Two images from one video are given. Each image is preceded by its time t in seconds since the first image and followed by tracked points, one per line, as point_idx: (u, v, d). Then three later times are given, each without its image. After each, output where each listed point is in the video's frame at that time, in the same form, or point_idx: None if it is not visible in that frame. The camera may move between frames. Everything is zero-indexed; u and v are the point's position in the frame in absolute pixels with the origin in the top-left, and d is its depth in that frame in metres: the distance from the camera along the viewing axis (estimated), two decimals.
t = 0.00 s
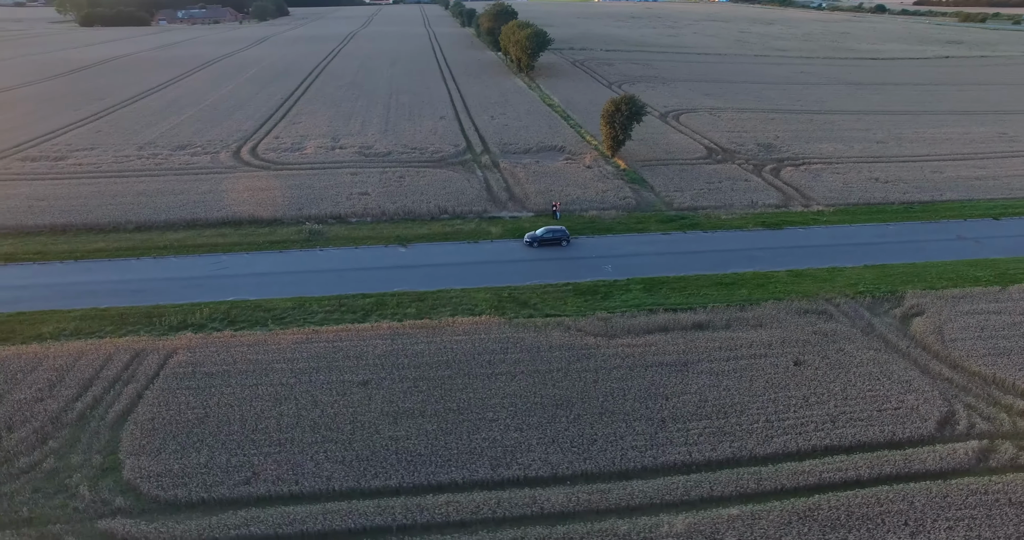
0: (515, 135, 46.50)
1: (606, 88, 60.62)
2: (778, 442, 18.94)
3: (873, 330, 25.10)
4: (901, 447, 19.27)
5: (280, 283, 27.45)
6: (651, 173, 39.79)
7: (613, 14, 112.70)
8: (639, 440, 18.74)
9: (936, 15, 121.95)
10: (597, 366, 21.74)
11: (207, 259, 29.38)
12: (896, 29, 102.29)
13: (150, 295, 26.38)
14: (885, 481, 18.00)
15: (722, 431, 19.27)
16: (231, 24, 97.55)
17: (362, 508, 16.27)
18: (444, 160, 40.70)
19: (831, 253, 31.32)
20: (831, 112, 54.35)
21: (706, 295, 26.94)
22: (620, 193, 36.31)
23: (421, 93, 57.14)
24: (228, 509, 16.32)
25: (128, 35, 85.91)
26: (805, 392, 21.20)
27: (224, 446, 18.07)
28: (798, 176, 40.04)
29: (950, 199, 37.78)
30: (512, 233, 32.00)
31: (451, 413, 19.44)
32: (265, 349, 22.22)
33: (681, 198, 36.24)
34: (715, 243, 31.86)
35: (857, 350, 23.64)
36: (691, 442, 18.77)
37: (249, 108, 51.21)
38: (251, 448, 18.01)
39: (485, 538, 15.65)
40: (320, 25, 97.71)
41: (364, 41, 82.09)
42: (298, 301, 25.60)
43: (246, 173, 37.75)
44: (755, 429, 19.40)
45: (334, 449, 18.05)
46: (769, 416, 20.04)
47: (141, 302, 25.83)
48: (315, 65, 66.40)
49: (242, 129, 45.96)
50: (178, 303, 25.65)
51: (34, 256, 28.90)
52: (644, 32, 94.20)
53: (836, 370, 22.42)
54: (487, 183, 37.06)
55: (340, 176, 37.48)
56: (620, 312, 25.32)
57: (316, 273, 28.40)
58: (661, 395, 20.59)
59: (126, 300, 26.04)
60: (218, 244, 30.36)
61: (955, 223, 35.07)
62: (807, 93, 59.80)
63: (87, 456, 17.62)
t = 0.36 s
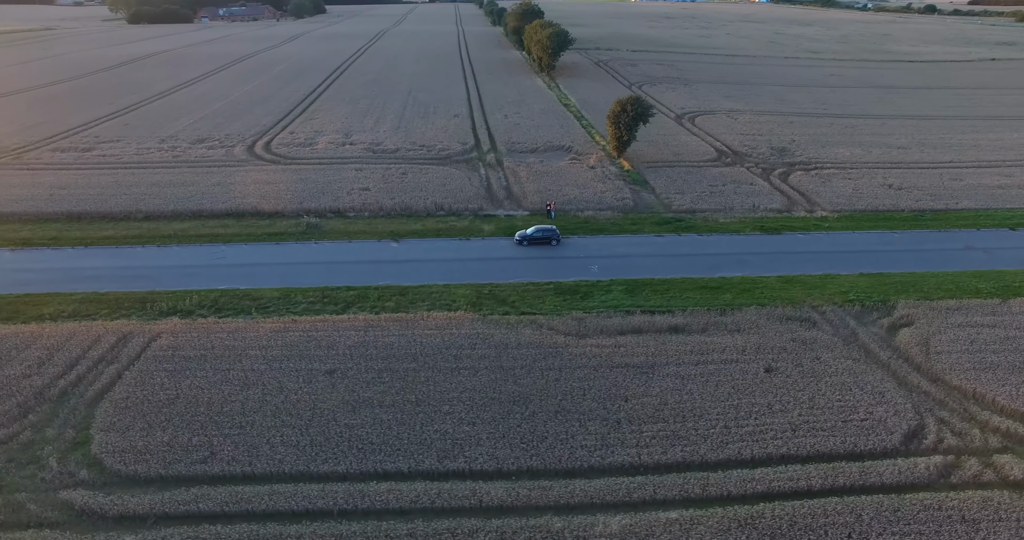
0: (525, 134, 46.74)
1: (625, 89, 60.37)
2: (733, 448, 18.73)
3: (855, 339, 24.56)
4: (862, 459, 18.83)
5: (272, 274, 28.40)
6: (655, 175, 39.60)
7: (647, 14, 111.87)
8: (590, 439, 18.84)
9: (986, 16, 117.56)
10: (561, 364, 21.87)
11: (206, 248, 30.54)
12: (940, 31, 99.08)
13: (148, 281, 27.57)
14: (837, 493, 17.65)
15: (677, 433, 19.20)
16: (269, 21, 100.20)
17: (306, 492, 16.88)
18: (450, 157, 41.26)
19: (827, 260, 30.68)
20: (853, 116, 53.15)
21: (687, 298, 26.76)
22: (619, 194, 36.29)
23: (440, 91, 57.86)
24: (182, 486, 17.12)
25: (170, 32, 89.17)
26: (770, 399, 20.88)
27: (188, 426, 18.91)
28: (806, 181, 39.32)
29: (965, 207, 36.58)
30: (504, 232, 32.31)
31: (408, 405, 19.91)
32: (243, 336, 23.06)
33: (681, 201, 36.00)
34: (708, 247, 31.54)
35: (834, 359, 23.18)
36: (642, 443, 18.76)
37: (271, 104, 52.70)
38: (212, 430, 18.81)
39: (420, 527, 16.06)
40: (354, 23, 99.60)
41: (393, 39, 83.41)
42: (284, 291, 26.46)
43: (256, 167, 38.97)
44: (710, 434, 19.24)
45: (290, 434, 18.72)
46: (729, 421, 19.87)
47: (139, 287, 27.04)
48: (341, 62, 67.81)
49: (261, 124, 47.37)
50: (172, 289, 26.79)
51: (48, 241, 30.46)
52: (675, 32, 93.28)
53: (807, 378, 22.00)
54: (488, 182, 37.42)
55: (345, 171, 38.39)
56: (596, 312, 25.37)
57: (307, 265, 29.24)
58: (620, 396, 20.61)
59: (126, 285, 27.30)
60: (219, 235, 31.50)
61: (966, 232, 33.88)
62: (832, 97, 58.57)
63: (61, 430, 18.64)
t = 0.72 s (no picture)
0: (534, 134, 46.86)
1: (644, 90, 59.95)
2: (682, 453, 18.56)
3: (834, 349, 24.00)
4: (817, 471, 18.41)
5: (265, 265, 29.25)
6: (658, 177, 39.31)
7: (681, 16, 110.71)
8: (539, 438, 18.97)
9: None
10: (524, 363, 22.01)
11: (206, 239, 31.59)
12: (986, 34, 95.57)
13: (147, 268, 28.67)
14: (784, 505, 17.30)
15: (628, 436, 19.13)
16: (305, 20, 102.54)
17: (255, 475, 17.53)
18: (455, 156, 41.69)
19: (821, 267, 30.01)
20: (876, 122, 51.80)
21: (667, 302, 26.55)
22: (617, 196, 36.15)
23: (457, 90, 58.38)
24: (141, 464, 17.97)
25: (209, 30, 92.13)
26: (732, 405, 20.56)
27: (156, 408, 19.78)
28: (814, 186, 38.50)
29: (978, 217, 35.31)
30: (495, 230, 32.52)
31: (368, 397, 20.40)
32: (223, 324, 23.89)
33: (679, 204, 35.67)
34: (699, 251, 31.18)
35: (808, 368, 22.69)
36: (591, 444, 18.80)
37: (291, 100, 54.01)
38: (178, 412, 19.63)
39: (357, 514, 16.54)
40: (386, 22, 101.17)
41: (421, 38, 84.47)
42: (271, 282, 27.26)
43: (265, 161, 40.05)
44: (663, 438, 19.08)
45: (250, 419, 19.44)
46: (684, 425, 19.69)
47: (137, 274, 28.15)
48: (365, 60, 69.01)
49: (278, 119, 48.64)
50: (168, 277, 27.83)
51: (61, 228, 31.97)
52: (706, 34, 92.07)
53: (775, 386, 21.55)
54: (487, 180, 37.70)
55: (350, 167, 39.15)
56: (572, 312, 25.40)
57: (299, 257, 30.00)
58: (579, 396, 20.63)
59: (126, 271, 28.44)
60: (220, 227, 32.53)
61: (975, 243, 32.72)
62: (857, 102, 57.19)
63: (40, 406, 19.71)
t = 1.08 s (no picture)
0: (538, 133, 46.92)
1: (657, 91, 59.50)
2: (626, 453, 18.52)
3: (804, 355, 23.60)
4: (763, 478, 18.17)
5: (253, 256, 30.01)
6: (655, 178, 39.04)
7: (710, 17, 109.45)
8: (485, 432, 19.20)
9: None
10: (483, 359, 22.25)
11: (202, 230, 32.48)
12: None
13: (141, 256, 29.66)
14: (722, 511, 17.14)
15: (575, 435, 19.14)
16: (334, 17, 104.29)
17: (205, 457, 18.20)
18: (455, 153, 42.05)
19: (807, 273, 29.48)
20: (893, 126, 50.61)
21: (641, 303, 26.43)
22: (610, 196, 36.04)
23: (469, 88, 58.73)
24: (102, 443, 18.79)
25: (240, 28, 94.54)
26: (686, 408, 20.40)
27: (124, 391, 20.60)
28: (814, 190, 37.79)
29: (983, 225, 34.27)
30: (482, 228, 32.75)
31: (325, 387, 20.91)
32: (201, 312, 24.66)
33: (672, 206, 35.39)
34: (684, 253, 30.91)
35: (773, 374, 22.36)
36: (535, 441, 18.93)
37: (305, 97, 55.09)
38: (143, 396, 20.41)
39: (295, 499, 17.06)
40: (412, 20, 102.23)
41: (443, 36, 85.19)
42: (255, 273, 28.00)
43: (270, 156, 41.02)
44: (609, 438, 19.06)
45: (209, 404, 20.13)
46: (634, 426, 19.64)
47: (131, 262, 29.16)
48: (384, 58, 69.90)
49: (290, 115, 49.66)
50: (159, 266, 28.78)
51: (67, 216, 33.28)
52: (732, 35, 90.79)
53: (735, 391, 21.29)
54: (482, 178, 37.94)
55: (350, 163, 39.81)
56: (542, 310, 25.48)
57: (287, 250, 30.68)
58: (532, 394, 20.75)
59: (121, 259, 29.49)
60: (216, 218, 33.46)
61: (975, 252, 31.76)
62: (876, 105, 55.90)
63: (18, 386, 20.73)
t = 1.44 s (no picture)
0: (546, 132, 46.91)
1: (675, 92, 58.85)
2: (573, 454, 18.51)
3: (778, 362, 23.13)
4: (710, 486, 17.89)
5: (247, 246, 30.80)
6: (656, 179, 38.69)
7: (743, 17, 107.66)
8: (437, 427, 19.45)
9: None
10: (448, 355, 22.50)
11: (202, 219, 33.40)
12: None
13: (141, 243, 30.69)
14: (661, 516, 16.96)
15: (525, 434, 19.21)
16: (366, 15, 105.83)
17: (166, 438, 18.93)
18: (459, 151, 42.37)
19: (797, 280, 28.85)
20: (914, 132, 49.15)
21: (618, 304, 26.27)
22: (606, 197, 35.86)
23: (485, 87, 58.98)
24: (74, 421, 19.70)
25: (273, 24, 96.77)
26: (643, 412, 20.24)
27: (102, 373, 21.51)
28: (819, 196, 36.95)
29: (993, 236, 33.03)
30: (473, 226, 32.98)
31: (290, 376, 21.43)
32: (186, 300, 25.45)
33: (668, 207, 35.02)
34: (672, 256, 30.57)
35: (740, 380, 22.00)
36: (485, 438, 19.08)
37: (323, 93, 56.12)
38: (119, 378, 21.28)
39: (243, 483, 17.64)
40: (442, 18, 102.99)
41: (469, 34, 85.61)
42: (245, 264, 28.75)
43: (278, 150, 42.00)
44: (558, 438, 19.05)
45: (178, 388, 20.88)
46: (587, 428, 19.58)
47: (130, 249, 30.19)
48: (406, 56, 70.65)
49: (305, 110, 50.69)
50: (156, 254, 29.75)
51: (80, 204, 34.64)
52: (763, 36, 89.07)
53: (698, 397, 20.97)
54: (481, 176, 38.17)
55: (354, 159, 40.51)
56: (516, 309, 25.58)
57: (280, 241, 31.40)
58: (490, 391, 20.90)
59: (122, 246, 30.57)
60: (218, 209, 34.39)
61: (981, 263, 30.54)
62: (900, 110, 54.37)
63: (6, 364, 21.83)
